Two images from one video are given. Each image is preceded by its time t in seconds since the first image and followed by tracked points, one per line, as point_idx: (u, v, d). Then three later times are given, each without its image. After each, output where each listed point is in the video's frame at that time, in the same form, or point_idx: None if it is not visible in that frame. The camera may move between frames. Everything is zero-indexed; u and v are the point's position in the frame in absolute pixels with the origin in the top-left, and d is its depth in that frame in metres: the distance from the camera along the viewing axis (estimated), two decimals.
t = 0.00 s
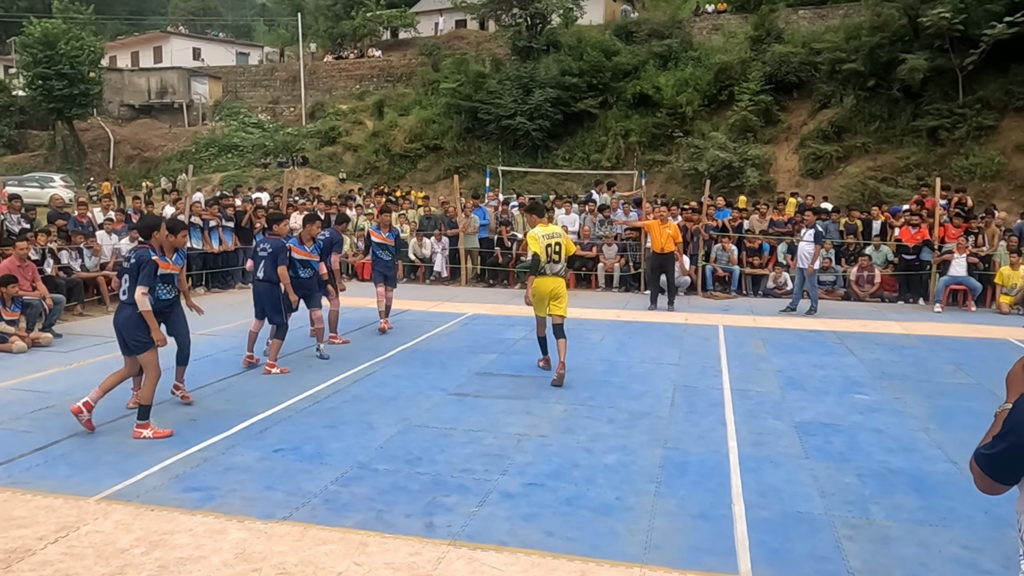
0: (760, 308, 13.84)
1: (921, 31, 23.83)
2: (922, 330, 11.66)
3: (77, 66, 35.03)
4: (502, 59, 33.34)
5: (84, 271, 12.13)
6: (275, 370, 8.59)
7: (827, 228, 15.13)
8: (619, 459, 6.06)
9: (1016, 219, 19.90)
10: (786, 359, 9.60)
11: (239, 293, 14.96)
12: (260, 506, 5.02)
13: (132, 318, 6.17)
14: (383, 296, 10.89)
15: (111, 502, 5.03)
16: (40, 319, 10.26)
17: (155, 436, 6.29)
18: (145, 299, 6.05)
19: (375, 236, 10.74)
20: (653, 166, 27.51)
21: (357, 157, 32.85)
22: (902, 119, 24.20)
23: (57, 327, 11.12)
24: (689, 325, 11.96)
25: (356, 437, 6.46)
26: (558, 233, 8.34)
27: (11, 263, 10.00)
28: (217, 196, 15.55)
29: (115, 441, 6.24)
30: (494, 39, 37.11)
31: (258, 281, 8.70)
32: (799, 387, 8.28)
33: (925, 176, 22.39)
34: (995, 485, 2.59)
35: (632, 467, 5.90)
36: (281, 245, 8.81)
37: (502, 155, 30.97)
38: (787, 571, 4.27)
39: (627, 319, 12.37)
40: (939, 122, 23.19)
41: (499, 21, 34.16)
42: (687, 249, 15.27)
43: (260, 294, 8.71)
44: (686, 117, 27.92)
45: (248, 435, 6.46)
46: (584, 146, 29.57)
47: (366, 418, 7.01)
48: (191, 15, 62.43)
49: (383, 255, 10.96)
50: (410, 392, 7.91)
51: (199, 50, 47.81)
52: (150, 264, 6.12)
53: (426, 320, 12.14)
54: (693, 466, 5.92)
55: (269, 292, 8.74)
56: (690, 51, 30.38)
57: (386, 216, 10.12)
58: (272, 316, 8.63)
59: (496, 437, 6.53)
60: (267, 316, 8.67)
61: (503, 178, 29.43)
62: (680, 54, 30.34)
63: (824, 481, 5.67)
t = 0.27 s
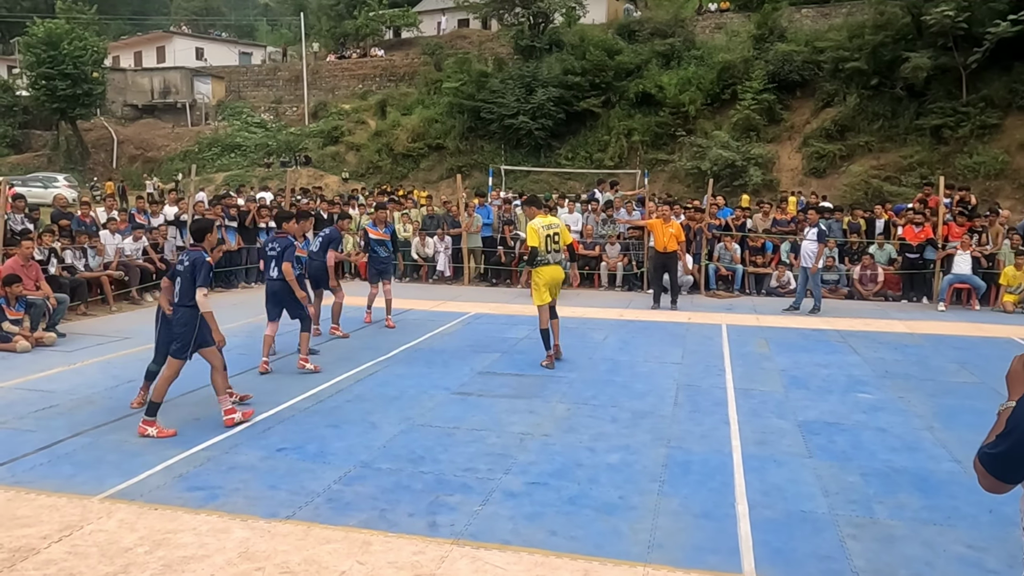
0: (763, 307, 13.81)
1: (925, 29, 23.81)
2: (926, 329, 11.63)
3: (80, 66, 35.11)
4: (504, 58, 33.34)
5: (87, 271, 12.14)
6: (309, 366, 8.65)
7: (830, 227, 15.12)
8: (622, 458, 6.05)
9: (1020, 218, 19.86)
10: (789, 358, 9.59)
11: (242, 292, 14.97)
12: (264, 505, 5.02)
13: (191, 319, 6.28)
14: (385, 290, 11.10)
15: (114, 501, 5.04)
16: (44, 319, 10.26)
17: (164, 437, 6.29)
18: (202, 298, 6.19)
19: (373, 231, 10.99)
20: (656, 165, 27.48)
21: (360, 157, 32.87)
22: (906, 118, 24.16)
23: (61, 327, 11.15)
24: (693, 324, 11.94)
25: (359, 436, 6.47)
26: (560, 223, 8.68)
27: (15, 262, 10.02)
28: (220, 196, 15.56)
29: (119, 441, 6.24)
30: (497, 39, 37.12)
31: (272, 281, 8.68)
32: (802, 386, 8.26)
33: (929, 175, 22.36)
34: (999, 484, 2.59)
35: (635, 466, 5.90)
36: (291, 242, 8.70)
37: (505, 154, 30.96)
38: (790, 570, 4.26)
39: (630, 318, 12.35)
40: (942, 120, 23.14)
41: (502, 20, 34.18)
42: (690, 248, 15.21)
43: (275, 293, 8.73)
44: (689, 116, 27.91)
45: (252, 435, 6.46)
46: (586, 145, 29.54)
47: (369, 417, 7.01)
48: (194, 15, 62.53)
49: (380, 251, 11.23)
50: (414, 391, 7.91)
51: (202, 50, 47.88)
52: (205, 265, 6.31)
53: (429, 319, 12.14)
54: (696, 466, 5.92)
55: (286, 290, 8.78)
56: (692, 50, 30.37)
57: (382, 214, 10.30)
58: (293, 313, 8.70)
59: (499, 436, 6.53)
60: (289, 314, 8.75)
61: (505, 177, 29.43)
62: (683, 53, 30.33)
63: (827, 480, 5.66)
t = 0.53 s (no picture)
0: (765, 305, 13.79)
1: (927, 27, 23.78)
2: (929, 327, 11.61)
3: (82, 65, 35.15)
4: (506, 57, 33.32)
5: (90, 269, 12.15)
6: (345, 364, 8.73)
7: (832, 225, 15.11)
8: (625, 456, 6.05)
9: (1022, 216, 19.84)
10: (791, 356, 9.58)
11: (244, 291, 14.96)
12: (266, 503, 5.03)
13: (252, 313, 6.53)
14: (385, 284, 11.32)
15: (118, 499, 5.04)
16: (46, 317, 10.27)
17: (215, 415, 6.45)
18: (259, 290, 6.44)
19: (370, 228, 11.27)
20: (658, 163, 27.46)
21: (362, 155, 32.87)
22: (908, 116, 24.11)
23: (63, 325, 11.15)
24: (695, 322, 11.94)
25: (362, 435, 6.47)
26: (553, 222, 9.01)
27: (18, 260, 10.02)
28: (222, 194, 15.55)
29: (122, 439, 6.25)
30: (498, 37, 37.10)
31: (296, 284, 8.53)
32: (805, 385, 8.26)
33: (931, 173, 22.33)
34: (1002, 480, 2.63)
35: (638, 464, 5.90)
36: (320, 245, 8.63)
37: (507, 153, 30.95)
38: (794, 569, 4.26)
39: (633, 316, 12.34)
40: (945, 119, 23.10)
41: (504, 18, 34.17)
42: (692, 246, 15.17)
43: (299, 296, 8.62)
44: (691, 114, 27.88)
45: (254, 433, 6.46)
46: (588, 143, 29.51)
47: (372, 415, 7.01)
48: (196, 13, 62.52)
49: (376, 247, 11.53)
50: (416, 389, 7.92)
51: (204, 48, 47.89)
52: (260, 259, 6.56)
53: (431, 318, 12.14)
54: (698, 464, 5.92)
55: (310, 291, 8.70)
56: (694, 48, 30.35)
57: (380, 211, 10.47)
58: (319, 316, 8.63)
59: (502, 434, 6.53)
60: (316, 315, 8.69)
61: (507, 176, 29.42)
62: (685, 51, 30.29)
63: (830, 479, 5.66)
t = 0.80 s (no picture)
0: (764, 306, 13.78)
1: (926, 28, 23.79)
2: (928, 327, 11.60)
3: (81, 65, 35.15)
4: (506, 57, 33.32)
5: (89, 269, 12.14)
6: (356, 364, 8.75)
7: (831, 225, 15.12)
8: (623, 457, 6.04)
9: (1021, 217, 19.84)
10: (790, 356, 9.58)
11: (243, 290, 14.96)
12: (264, 503, 5.02)
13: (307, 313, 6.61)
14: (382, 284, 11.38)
15: (115, 499, 5.03)
16: (44, 317, 10.26)
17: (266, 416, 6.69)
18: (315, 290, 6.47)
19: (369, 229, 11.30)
20: (657, 163, 27.48)
21: (361, 155, 32.88)
22: (907, 116, 24.11)
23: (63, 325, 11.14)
24: (694, 323, 11.94)
25: (360, 435, 6.46)
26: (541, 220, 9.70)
27: (17, 259, 9.99)
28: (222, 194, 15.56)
29: (120, 439, 6.24)
30: (498, 37, 37.11)
31: (337, 280, 8.28)
32: (804, 385, 8.26)
33: (930, 174, 22.33)
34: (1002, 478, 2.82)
35: (637, 464, 5.89)
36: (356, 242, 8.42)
37: (506, 153, 30.98)
38: (792, 569, 4.26)
39: (632, 317, 12.34)
40: (944, 119, 23.10)
41: (504, 19, 34.23)
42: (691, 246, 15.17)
43: (333, 293, 8.36)
44: (690, 115, 27.89)
45: (253, 433, 6.46)
46: (587, 143, 29.51)
47: (370, 416, 7.00)
48: (196, 13, 62.52)
49: (375, 246, 11.59)
50: (415, 389, 7.91)
51: (203, 48, 47.89)
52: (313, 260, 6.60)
53: (430, 318, 12.13)
54: (697, 464, 5.91)
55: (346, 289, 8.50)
56: (694, 48, 30.36)
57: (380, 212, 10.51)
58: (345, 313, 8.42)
59: (500, 434, 6.52)
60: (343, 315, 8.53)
61: (507, 176, 29.42)
62: (684, 51, 30.29)
63: (829, 479, 5.66)
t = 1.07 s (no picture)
0: (763, 306, 13.77)
1: (926, 29, 23.80)
2: (927, 329, 11.61)
3: (81, 64, 35.12)
4: (505, 57, 33.33)
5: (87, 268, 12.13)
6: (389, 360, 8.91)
7: (831, 226, 15.13)
8: (622, 457, 6.04)
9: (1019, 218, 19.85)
10: (789, 357, 9.58)
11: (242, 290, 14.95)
12: (263, 502, 5.01)
13: (360, 306, 6.68)
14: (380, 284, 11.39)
15: (114, 498, 5.03)
16: (43, 315, 10.26)
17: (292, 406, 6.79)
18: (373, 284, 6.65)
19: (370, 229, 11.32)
20: (657, 164, 27.48)
21: (361, 155, 32.87)
22: (907, 118, 24.11)
23: (62, 323, 11.13)
24: (694, 323, 11.93)
25: (360, 434, 6.45)
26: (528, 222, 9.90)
27: (16, 258, 9.97)
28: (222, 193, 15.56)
29: (119, 438, 6.23)
30: (498, 37, 37.11)
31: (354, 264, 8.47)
32: (803, 385, 8.25)
33: (930, 175, 22.33)
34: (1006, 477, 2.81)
35: (636, 465, 5.89)
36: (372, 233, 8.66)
37: (506, 153, 30.98)
38: (792, 570, 4.25)
39: (632, 317, 12.34)
40: (943, 121, 23.11)
41: (504, 19, 34.26)
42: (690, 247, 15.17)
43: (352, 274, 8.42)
44: (690, 115, 27.89)
45: (252, 432, 6.45)
46: (587, 144, 29.49)
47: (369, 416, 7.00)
48: (196, 12, 62.49)
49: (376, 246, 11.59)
50: (415, 389, 7.90)
51: (203, 47, 47.88)
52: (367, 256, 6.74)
53: (430, 317, 12.13)
54: (696, 465, 5.91)
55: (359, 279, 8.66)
56: (694, 49, 30.36)
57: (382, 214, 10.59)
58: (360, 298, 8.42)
59: (499, 434, 6.52)
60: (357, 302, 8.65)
61: (506, 176, 29.42)
62: (684, 52, 30.30)
63: (828, 480, 5.65)
